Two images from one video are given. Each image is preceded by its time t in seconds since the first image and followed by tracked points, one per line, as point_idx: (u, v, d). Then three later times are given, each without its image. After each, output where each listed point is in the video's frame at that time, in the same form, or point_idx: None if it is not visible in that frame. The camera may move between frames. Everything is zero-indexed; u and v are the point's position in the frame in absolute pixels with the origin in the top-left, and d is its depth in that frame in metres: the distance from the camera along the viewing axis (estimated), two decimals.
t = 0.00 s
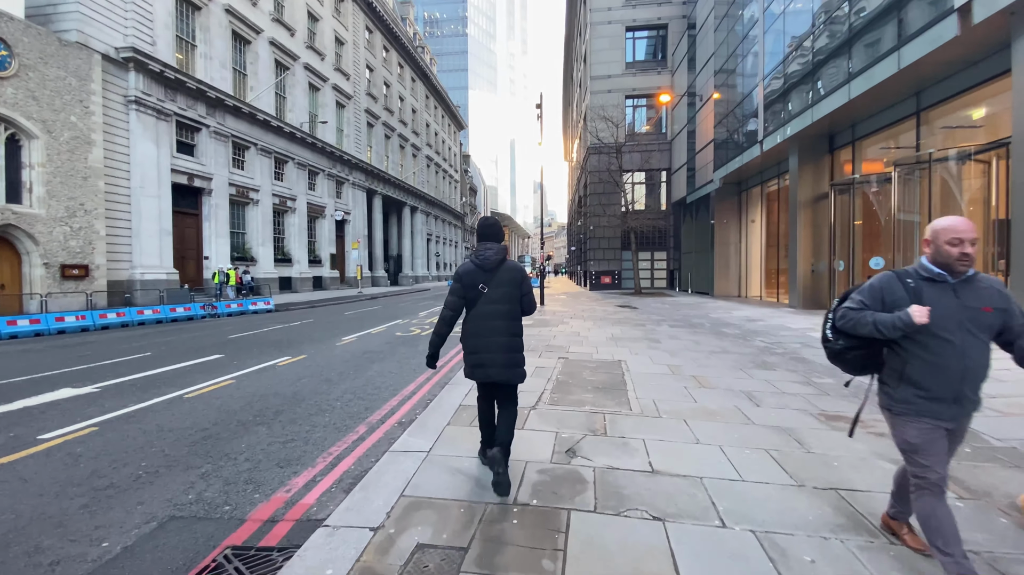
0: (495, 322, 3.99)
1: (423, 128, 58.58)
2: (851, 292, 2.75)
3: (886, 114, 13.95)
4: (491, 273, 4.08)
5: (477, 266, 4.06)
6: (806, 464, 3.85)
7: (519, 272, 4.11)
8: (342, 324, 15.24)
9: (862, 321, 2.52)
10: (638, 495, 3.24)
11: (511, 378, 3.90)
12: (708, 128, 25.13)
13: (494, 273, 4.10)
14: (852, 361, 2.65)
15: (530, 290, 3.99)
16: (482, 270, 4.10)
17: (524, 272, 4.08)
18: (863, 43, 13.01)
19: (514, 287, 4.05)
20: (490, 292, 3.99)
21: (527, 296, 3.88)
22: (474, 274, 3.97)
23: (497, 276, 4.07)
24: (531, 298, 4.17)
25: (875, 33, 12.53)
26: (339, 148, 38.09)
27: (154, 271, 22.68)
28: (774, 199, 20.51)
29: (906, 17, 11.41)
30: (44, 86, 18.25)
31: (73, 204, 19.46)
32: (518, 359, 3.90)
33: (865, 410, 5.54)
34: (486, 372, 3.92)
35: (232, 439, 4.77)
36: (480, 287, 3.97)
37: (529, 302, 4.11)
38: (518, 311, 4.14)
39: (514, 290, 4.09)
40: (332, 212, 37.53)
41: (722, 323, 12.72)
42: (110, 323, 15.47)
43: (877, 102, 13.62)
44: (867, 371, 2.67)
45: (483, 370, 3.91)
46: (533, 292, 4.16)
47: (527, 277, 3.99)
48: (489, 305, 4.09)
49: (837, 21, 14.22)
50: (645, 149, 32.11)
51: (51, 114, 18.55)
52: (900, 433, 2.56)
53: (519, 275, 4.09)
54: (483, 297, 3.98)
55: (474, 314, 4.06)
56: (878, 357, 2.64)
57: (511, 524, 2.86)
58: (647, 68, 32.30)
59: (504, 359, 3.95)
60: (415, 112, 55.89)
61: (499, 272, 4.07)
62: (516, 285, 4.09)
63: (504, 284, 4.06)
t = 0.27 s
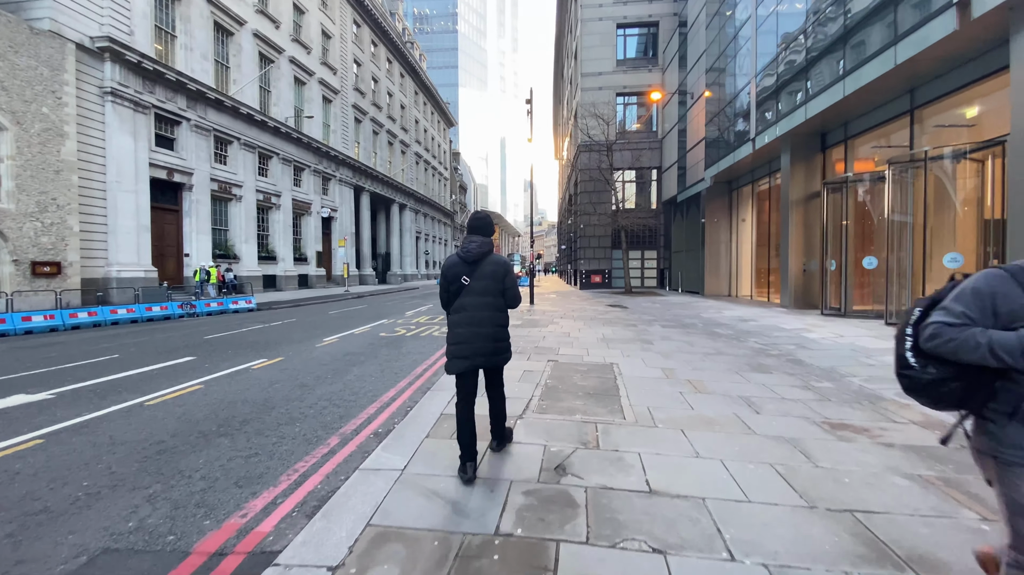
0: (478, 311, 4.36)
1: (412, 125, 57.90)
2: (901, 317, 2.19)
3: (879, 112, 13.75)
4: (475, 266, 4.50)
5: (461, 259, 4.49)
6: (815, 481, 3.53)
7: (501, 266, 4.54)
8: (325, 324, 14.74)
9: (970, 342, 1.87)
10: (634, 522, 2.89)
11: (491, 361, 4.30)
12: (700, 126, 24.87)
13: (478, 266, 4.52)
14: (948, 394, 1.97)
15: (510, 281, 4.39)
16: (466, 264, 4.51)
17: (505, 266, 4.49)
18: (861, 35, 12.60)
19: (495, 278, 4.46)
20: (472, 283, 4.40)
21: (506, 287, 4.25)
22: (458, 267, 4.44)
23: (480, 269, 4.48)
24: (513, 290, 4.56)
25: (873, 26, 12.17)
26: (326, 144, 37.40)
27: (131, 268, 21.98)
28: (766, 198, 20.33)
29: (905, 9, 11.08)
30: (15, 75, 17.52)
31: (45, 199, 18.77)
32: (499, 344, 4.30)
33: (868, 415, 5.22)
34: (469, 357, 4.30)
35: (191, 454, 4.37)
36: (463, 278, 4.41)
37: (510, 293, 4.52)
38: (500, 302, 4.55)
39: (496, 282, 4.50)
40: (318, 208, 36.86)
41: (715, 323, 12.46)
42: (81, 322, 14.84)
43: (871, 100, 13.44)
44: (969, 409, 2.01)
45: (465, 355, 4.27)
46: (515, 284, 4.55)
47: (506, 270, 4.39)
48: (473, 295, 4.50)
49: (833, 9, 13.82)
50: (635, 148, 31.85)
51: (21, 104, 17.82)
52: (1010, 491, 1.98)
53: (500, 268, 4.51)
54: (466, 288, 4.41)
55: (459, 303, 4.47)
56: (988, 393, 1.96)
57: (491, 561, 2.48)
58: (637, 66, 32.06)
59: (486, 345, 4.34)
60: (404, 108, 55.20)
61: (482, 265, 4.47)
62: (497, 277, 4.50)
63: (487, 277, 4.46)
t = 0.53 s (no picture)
0: (468, 311, 4.34)
1: (399, 122, 57.14)
2: None
3: (872, 108, 13.57)
4: (465, 266, 4.51)
5: (453, 260, 4.52)
6: (831, 501, 3.19)
7: (492, 265, 4.52)
8: (305, 325, 14.18)
9: None
10: (634, 556, 2.51)
11: (481, 360, 4.24)
12: (689, 123, 24.63)
13: (469, 266, 4.52)
14: None
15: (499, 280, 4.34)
16: (458, 265, 4.53)
17: (495, 265, 4.46)
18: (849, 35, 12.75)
19: (486, 279, 4.43)
20: (462, 283, 4.41)
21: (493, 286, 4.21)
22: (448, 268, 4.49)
23: (471, 269, 4.48)
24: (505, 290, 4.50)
25: (870, 18, 11.98)
26: (310, 141, 36.66)
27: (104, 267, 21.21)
28: (756, 196, 20.15)
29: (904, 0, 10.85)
30: None
31: (12, 196, 18.14)
32: (488, 344, 4.23)
33: (876, 422, 4.91)
34: (459, 357, 4.26)
35: (138, 475, 3.92)
36: (453, 278, 4.42)
37: (501, 293, 4.46)
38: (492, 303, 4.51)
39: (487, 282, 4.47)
40: (302, 206, 36.12)
41: (707, 322, 12.19)
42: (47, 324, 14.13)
43: (864, 96, 13.25)
44: None
45: (455, 355, 4.24)
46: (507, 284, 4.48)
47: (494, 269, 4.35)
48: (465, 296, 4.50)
49: (826, 4, 13.82)
50: (624, 146, 31.58)
51: None
52: None
53: (491, 268, 4.48)
54: (456, 287, 4.41)
55: (451, 304, 4.48)
56: None
57: None
58: (627, 63, 31.77)
59: (476, 344, 4.30)
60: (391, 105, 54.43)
61: (473, 265, 4.47)
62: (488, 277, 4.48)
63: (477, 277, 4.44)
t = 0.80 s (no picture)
0: (461, 306, 4.40)
1: (390, 118, 56.49)
2: None
3: (870, 102, 13.33)
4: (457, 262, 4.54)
5: (445, 255, 4.51)
6: (852, 523, 2.87)
7: (482, 262, 4.61)
8: (290, 324, 13.74)
9: None
10: None
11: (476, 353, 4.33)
12: (683, 118, 24.31)
13: (460, 263, 4.57)
14: None
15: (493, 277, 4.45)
16: (449, 261, 4.55)
17: (487, 262, 4.55)
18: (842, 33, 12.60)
19: (477, 275, 4.52)
20: (456, 279, 4.44)
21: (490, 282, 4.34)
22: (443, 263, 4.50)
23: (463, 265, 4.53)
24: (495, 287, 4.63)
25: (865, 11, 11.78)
26: (299, 136, 36.04)
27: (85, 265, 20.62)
28: (751, 192, 19.90)
29: None
30: None
31: None
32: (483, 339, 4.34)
33: (888, 428, 4.60)
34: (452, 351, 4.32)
35: (82, 495, 3.52)
36: (448, 274, 4.43)
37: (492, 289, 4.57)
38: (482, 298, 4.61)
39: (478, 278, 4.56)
40: (291, 203, 35.54)
41: (704, 321, 11.88)
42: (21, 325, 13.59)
43: (863, 89, 12.97)
44: None
45: (449, 348, 4.30)
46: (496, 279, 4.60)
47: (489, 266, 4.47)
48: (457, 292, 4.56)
49: None
50: (618, 141, 31.23)
51: None
52: None
53: (482, 265, 4.57)
54: (450, 284, 4.43)
55: (443, 299, 4.49)
56: None
57: None
58: (620, 58, 31.40)
59: (469, 338, 4.38)
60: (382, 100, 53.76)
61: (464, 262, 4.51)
62: (480, 273, 4.56)
63: (469, 273, 4.51)
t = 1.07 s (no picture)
0: (451, 304, 4.33)
1: (390, 112, 56.01)
2: None
3: (882, 92, 12.83)
4: (446, 259, 4.43)
5: (433, 253, 4.38)
6: (888, 557, 2.49)
7: (470, 259, 4.53)
8: (283, 321, 13.39)
9: None
10: None
11: (466, 351, 4.28)
12: (687, 111, 23.79)
13: (449, 259, 4.46)
14: None
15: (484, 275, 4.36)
16: (437, 258, 4.43)
17: (476, 260, 4.47)
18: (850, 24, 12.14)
19: (467, 272, 4.44)
20: (446, 277, 4.35)
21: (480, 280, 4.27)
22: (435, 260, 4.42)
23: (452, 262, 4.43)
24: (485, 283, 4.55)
25: None
26: (297, 130, 35.63)
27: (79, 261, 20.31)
28: (756, 186, 19.45)
29: None
30: None
31: None
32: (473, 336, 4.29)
33: (912, 438, 4.22)
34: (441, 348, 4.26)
35: (22, 516, 3.16)
36: (437, 273, 4.32)
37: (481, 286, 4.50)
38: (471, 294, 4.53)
39: (468, 275, 4.48)
40: (289, 198, 35.16)
41: (708, 318, 11.49)
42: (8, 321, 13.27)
43: (875, 78, 12.48)
44: None
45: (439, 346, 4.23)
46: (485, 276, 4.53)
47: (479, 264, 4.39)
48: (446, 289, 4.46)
49: None
50: (620, 135, 30.73)
51: None
52: None
53: (471, 262, 4.49)
54: (439, 282, 4.33)
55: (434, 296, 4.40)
56: None
57: None
58: (623, 50, 30.84)
59: (460, 335, 4.32)
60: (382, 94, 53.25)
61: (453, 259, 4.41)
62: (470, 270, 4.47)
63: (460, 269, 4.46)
